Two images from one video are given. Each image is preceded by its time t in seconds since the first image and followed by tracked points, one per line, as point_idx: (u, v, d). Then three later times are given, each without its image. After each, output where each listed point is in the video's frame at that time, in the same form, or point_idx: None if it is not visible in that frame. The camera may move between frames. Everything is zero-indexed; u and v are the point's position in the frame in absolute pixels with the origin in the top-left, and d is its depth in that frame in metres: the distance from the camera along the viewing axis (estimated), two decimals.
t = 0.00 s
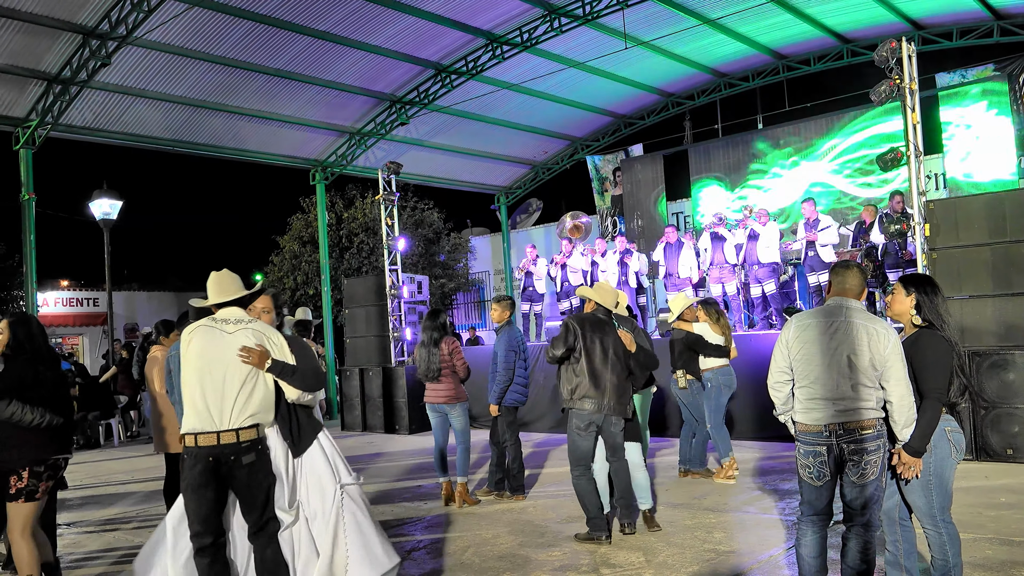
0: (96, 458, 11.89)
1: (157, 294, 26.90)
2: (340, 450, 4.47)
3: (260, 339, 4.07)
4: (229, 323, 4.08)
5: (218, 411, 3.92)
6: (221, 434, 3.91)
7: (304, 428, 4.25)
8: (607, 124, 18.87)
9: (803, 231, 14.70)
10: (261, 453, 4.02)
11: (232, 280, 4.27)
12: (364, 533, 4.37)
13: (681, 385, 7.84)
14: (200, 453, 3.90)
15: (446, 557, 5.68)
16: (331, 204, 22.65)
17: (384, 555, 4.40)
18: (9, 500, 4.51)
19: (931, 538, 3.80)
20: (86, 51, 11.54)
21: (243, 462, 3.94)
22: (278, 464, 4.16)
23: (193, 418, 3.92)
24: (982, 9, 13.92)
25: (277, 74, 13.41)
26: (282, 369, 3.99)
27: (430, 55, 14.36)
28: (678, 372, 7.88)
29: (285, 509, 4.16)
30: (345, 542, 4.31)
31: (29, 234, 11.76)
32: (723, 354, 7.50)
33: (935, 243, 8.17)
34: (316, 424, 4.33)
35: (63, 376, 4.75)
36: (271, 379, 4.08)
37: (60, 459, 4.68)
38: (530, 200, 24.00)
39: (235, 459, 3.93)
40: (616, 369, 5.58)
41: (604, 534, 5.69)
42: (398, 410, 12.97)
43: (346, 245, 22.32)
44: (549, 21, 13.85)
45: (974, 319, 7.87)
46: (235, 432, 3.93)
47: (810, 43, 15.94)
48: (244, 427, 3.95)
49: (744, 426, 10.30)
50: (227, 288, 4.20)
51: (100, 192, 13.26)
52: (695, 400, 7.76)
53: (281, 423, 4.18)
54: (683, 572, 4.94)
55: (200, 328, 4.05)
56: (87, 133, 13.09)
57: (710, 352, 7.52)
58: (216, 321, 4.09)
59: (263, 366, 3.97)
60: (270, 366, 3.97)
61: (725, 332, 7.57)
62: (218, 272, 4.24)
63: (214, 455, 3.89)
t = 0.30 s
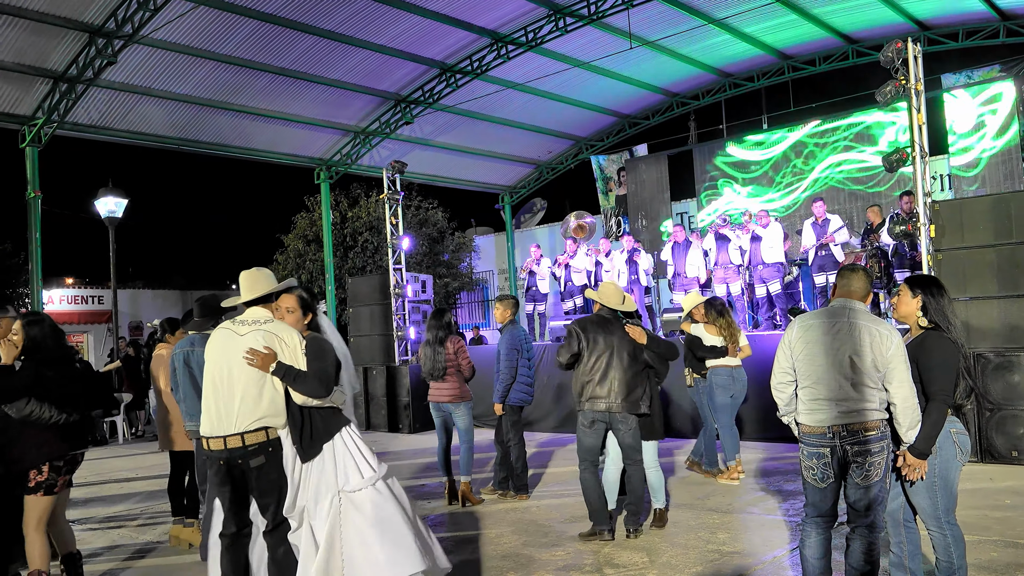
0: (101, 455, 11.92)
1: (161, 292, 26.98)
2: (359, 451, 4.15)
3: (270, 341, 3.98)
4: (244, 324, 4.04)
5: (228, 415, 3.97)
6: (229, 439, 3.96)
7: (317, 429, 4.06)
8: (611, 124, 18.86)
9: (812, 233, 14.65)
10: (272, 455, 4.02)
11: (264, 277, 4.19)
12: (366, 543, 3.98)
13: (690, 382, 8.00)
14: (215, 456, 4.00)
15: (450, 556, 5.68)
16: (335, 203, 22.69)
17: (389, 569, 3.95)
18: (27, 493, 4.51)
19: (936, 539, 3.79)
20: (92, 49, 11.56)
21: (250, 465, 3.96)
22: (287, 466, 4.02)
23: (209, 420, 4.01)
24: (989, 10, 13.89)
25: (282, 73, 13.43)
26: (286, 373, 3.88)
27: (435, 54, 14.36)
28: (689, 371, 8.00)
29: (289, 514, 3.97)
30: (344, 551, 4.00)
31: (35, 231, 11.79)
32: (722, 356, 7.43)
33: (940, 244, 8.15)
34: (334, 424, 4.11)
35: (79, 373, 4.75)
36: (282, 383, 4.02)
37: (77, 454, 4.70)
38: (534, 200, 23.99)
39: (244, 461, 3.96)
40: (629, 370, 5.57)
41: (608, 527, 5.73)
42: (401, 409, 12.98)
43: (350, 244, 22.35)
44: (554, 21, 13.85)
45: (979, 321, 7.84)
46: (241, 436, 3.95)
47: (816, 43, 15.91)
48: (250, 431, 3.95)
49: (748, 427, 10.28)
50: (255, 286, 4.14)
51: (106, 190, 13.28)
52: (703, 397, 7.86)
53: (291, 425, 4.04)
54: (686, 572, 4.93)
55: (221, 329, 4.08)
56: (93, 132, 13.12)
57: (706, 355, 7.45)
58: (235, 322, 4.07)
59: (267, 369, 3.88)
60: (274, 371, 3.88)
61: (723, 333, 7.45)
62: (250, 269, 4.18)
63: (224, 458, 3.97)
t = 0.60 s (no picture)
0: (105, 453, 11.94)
1: (166, 290, 27.03)
2: (356, 444, 4.04)
3: (275, 338, 4.05)
4: (255, 318, 4.12)
5: (234, 406, 4.12)
6: (232, 430, 4.12)
7: (320, 425, 4.00)
8: (616, 124, 18.85)
9: (821, 233, 14.69)
10: (273, 449, 4.13)
11: (283, 270, 4.21)
12: (354, 539, 3.85)
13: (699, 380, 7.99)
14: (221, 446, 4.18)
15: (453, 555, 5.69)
16: (340, 202, 22.73)
17: (377, 564, 3.80)
18: (50, 489, 4.52)
19: (941, 542, 3.78)
20: (99, 49, 11.59)
21: (251, 459, 4.09)
22: (287, 465, 3.99)
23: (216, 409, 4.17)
24: (995, 10, 13.85)
25: (287, 73, 13.45)
26: (289, 371, 3.88)
27: (439, 54, 14.37)
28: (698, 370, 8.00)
29: (281, 508, 3.98)
30: (331, 547, 3.86)
31: (42, 230, 11.82)
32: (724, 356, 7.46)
33: (946, 245, 8.12)
34: (338, 421, 4.04)
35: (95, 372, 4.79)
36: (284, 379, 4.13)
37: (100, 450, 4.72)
38: (538, 199, 23.98)
39: (245, 454, 4.10)
40: (629, 368, 5.59)
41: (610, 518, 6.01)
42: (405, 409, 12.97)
43: (354, 243, 22.36)
44: (559, 21, 13.86)
45: (985, 322, 7.81)
46: (242, 428, 4.09)
47: (821, 43, 15.90)
48: (250, 424, 4.09)
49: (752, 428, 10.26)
50: (273, 278, 4.17)
51: (112, 189, 13.30)
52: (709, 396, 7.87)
53: (294, 420, 4.00)
54: (690, 573, 4.94)
55: (235, 320, 4.18)
56: (99, 131, 13.15)
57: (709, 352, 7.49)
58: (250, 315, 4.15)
59: (270, 365, 3.93)
60: (276, 366, 3.91)
61: (724, 332, 7.44)
62: (271, 261, 4.22)
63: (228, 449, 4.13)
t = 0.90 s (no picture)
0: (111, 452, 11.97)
1: (171, 288, 27.06)
2: (361, 447, 3.99)
3: (282, 341, 4.09)
4: (265, 322, 4.19)
5: (242, 408, 4.24)
6: (241, 431, 4.24)
7: (326, 426, 3.99)
8: (620, 123, 18.83)
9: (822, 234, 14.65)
10: (279, 449, 4.23)
11: (294, 275, 4.27)
12: (350, 540, 3.75)
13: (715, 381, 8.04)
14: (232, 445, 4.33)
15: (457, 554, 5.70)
16: (344, 201, 22.76)
17: (370, 567, 3.69)
18: (59, 484, 4.50)
19: (947, 543, 3.77)
20: (105, 48, 11.61)
21: (259, 457, 4.21)
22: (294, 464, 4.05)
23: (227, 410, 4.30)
24: (1001, 10, 13.80)
25: (292, 72, 13.46)
26: (293, 375, 3.92)
27: (444, 54, 14.37)
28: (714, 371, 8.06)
29: (288, 507, 3.99)
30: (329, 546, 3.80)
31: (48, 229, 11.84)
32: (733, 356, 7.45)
33: (952, 246, 8.08)
34: (346, 423, 4.03)
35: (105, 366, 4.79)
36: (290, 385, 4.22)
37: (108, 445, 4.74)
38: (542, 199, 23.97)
39: (253, 453, 4.22)
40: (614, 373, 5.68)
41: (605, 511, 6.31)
42: (409, 408, 12.97)
43: (358, 242, 22.36)
44: (563, 20, 13.84)
45: (991, 323, 7.78)
46: (249, 429, 4.21)
47: (826, 43, 15.86)
48: (257, 426, 4.21)
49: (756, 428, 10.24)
50: (285, 283, 4.22)
51: (118, 188, 13.32)
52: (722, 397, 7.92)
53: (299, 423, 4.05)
54: (695, 573, 4.94)
55: (246, 324, 4.27)
56: (105, 130, 13.17)
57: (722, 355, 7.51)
58: (261, 319, 4.23)
59: (276, 369, 3.97)
60: (281, 370, 3.94)
61: (734, 334, 7.38)
62: (282, 266, 4.28)
63: (238, 447, 4.27)
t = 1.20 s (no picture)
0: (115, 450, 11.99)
1: (176, 288, 27.12)
2: (362, 441, 4.07)
3: (284, 339, 4.10)
4: (266, 320, 4.18)
5: (244, 404, 4.25)
6: (242, 427, 4.24)
7: (327, 420, 4.01)
8: (624, 123, 18.82)
9: (822, 234, 14.73)
10: (279, 446, 4.22)
11: (292, 275, 4.29)
12: (349, 530, 3.85)
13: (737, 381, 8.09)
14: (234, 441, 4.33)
15: (460, 555, 5.69)
16: (348, 201, 22.81)
17: (367, 558, 3.79)
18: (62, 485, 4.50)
19: (951, 544, 3.74)
20: (111, 49, 11.64)
21: (258, 452, 4.21)
22: (296, 457, 4.08)
23: (229, 409, 4.32)
24: (1008, 9, 13.75)
25: (297, 73, 13.48)
26: (294, 368, 3.91)
27: (448, 54, 14.37)
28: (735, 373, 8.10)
29: (288, 495, 4.05)
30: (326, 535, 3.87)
31: (53, 229, 11.88)
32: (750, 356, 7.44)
33: (957, 246, 8.05)
34: (345, 417, 4.05)
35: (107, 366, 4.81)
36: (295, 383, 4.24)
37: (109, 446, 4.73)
38: (546, 199, 23.95)
39: (253, 449, 4.22)
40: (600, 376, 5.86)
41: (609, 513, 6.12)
42: (413, 407, 12.98)
43: (363, 242, 22.39)
44: (567, 20, 13.84)
45: (996, 323, 7.75)
46: (250, 426, 4.21)
47: (831, 43, 15.83)
48: (258, 422, 4.20)
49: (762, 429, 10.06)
50: (284, 283, 4.22)
51: (123, 188, 13.36)
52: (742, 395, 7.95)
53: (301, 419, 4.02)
54: (698, 573, 4.94)
55: (247, 322, 4.25)
56: (111, 130, 13.21)
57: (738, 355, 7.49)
58: (261, 318, 4.22)
59: (278, 364, 3.95)
60: (283, 365, 3.94)
61: (751, 332, 7.38)
62: (280, 267, 4.28)
63: (240, 444, 4.26)
